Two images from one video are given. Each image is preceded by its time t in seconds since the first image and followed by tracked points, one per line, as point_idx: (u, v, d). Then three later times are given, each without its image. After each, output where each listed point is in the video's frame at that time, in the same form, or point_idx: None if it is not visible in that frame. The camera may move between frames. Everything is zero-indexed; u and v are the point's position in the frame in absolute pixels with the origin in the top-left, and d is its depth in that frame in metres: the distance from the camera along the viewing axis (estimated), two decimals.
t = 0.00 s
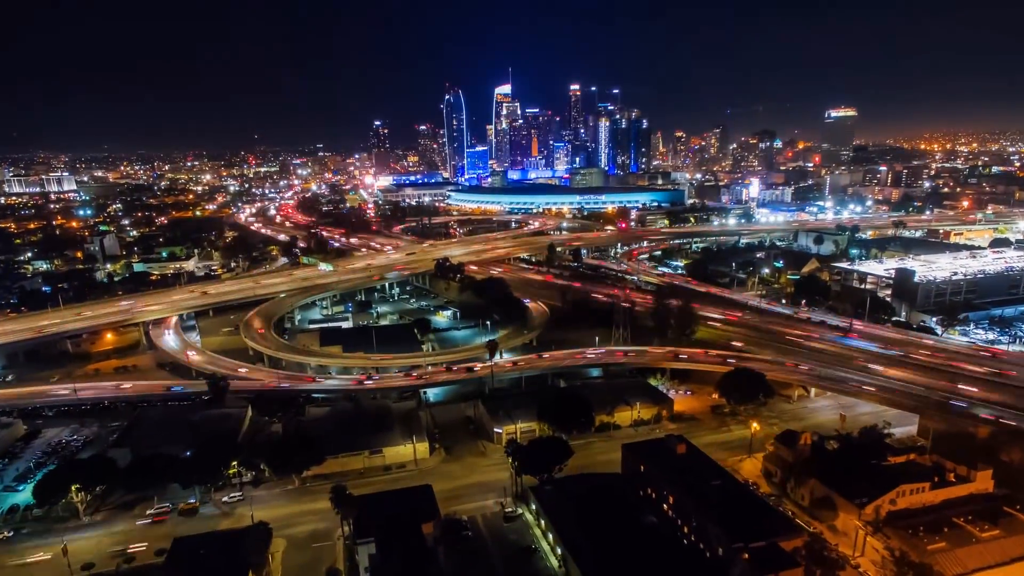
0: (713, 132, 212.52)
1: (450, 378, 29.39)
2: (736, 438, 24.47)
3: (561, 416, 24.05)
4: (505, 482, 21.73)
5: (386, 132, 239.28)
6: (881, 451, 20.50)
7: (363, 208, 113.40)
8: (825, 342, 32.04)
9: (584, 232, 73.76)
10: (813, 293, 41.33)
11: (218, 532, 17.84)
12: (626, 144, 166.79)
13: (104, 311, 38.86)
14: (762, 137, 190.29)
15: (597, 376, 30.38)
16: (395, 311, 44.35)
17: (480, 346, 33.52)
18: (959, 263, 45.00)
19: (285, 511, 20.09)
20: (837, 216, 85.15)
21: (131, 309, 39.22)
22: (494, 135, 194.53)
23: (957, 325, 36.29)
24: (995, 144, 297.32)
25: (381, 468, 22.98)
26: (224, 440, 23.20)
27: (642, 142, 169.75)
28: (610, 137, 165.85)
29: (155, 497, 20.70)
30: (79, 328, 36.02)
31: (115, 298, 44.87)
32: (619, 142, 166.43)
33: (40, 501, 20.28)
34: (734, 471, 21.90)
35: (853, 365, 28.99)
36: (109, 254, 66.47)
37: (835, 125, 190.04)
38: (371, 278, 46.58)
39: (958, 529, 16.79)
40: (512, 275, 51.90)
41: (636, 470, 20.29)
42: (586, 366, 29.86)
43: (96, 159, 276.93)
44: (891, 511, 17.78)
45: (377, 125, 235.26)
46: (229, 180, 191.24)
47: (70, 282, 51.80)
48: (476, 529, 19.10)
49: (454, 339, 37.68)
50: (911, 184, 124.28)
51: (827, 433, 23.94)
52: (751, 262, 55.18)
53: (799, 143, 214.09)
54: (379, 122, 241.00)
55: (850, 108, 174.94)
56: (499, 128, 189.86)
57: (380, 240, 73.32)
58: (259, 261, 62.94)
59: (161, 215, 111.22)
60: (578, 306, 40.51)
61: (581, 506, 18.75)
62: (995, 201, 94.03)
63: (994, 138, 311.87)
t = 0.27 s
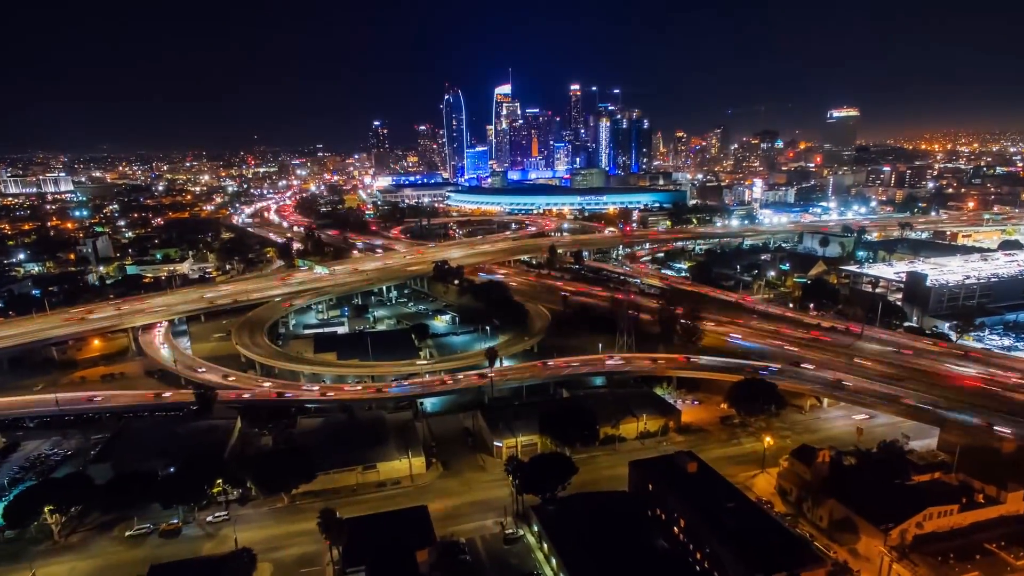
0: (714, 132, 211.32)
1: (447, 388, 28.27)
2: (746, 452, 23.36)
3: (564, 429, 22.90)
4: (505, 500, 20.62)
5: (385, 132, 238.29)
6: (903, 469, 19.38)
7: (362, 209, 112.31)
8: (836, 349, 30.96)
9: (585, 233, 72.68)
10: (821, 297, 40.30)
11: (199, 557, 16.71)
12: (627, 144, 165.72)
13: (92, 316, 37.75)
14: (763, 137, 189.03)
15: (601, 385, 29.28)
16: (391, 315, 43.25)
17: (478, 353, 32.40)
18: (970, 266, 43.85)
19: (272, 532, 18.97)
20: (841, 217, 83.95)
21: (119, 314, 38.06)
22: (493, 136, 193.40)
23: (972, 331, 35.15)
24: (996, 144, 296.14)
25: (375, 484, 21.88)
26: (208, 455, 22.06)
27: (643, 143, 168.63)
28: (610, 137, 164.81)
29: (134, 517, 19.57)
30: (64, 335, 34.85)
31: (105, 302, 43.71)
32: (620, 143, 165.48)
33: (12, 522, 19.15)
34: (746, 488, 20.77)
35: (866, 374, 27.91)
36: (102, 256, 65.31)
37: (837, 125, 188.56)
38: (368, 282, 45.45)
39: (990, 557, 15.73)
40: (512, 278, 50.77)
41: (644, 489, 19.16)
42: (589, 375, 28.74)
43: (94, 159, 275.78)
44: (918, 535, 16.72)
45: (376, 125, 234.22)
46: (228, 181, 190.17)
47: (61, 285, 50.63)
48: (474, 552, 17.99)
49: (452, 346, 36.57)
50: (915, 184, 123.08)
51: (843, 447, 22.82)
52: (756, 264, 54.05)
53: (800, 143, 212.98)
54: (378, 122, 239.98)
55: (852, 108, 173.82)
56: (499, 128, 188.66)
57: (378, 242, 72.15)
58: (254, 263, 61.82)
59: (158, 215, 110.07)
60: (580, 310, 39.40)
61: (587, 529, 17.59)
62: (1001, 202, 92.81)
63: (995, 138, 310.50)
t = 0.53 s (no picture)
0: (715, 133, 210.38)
1: (446, 396, 27.31)
2: (758, 464, 22.40)
3: (568, 442, 21.93)
4: (505, 517, 19.66)
5: (385, 133, 237.51)
6: (926, 486, 18.41)
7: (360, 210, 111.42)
8: (846, 356, 30.03)
9: (586, 235, 71.83)
10: (829, 300, 39.29)
11: None
12: (628, 145, 165.04)
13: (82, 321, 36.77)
14: (764, 137, 188.24)
15: (604, 393, 28.34)
16: (389, 319, 42.29)
17: (478, 359, 31.41)
18: (981, 268, 42.82)
19: (261, 553, 18.00)
20: (845, 218, 82.89)
21: (108, 319, 37.01)
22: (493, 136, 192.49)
23: (986, 336, 34.13)
24: (997, 144, 295.62)
25: (369, 500, 20.95)
26: (194, 469, 21.06)
27: (644, 143, 167.77)
28: (611, 137, 163.84)
29: (115, 537, 18.58)
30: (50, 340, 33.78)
31: (95, 306, 42.66)
32: (621, 143, 164.90)
33: None
34: (758, 505, 19.80)
35: (878, 382, 27.04)
36: (96, 258, 64.31)
37: (839, 125, 187.47)
38: (365, 285, 44.50)
39: None
40: (513, 281, 49.84)
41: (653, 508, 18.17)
42: (592, 383, 27.79)
43: (93, 160, 274.99)
44: (944, 559, 15.81)
45: (375, 126, 233.44)
46: (226, 181, 189.06)
47: (52, 288, 49.61)
48: (473, 575, 17.01)
49: (451, 351, 35.58)
50: (918, 185, 122.18)
51: (859, 462, 21.83)
52: (761, 266, 53.06)
53: (801, 143, 212.18)
54: (378, 122, 239.18)
55: (854, 108, 172.97)
56: (499, 129, 187.71)
57: (377, 244, 71.29)
58: (250, 265, 60.87)
59: (154, 216, 109.11)
60: (583, 315, 38.44)
61: (594, 550, 16.62)
62: (1007, 203, 91.82)
63: (996, 138, 309.52)
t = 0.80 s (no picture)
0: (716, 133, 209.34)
1: (443, 407, 26.16)
2: (771, 481, 21.27)
3: (571, 457, 20.79)
4: (505, 540, 18.57)
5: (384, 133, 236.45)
6: (953, 508, 17.25)
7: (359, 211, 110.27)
8: (860, 364, 28.92)
9: (587, 237, 70.68)
10: (838, 304, 38.16)
11: None
12: (629, 146, 164.27)
13: (68, 327, 35.58)
14: (766, 137, 187.20)
15: (609, 403, 27.20)
16: (386, 324, 41.11)
17: (476, 368, 30.22)
18: (994, 271, 41.57)
19: None
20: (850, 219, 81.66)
21: (95, 325, 35.79)
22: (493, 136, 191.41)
23: (1003, 342, 32.94)
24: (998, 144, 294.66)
25: (362, 520, 19.86)
26: (177, 489, 19.94)
27: (645, 143, 166.71)
28: (612, 137, 162.76)
29: (88, 563, 17.45)
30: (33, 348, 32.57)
31: (83, 311, 41.43)
32: (622, 143, 164.08)
33: None
34: (773, 526, 18.66)
35: (895, 392, 25.93)
36: (89, 261, 63.06)
37: (841, 125, 186.39)
38: (362, 288, 43.31)
39: None
40: (513, 284, 48.68)
41: (662, 531, 17.02)
42: (595, 393, 26.65)
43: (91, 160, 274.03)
44: None
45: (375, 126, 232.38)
46: (225, 182, 187.78)
47: (41, 293, 48.36)
48: None
49: (450, 358, 34.39)
50: (921, 185, 121.15)
51: (879, 479, 20.69)
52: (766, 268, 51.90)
53: (802, 143, 211.28)
54: (378, 123, 238.11)
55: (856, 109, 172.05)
56: (499, 129, 186.43)
57: (375, 246, 70.10)
58: (245, 268, 59.68)
59: (151, 217, 108.03)
60: (585, 320, 37.25)
61: None
62: (1013, 204, 90.75)
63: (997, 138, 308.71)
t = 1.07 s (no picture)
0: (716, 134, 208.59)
1: (441, 418, 25.19)
2: (785, 497, 20.28)
3: (576, 473, 19.79)
4: (506, 562, 17.56)
5: (383, 133, 235.75)
6: (982, 530, 16.23)
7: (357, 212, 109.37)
8: (872, 372, 28.01)
9: (588, 238, 69.74)
10: (846, 308, 37.26)
11: None
12: (630, 146, 163.65)
13: (55, 332, 34.59)
14: (767, 138, 186.25)
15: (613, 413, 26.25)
16: (384, 329, 40.14)
17: (476, 375, 29.15)
18: (1005, 274, 40.62)
19: None
20: (854, 220, 80.66)
21: (83, 331, 34.77)
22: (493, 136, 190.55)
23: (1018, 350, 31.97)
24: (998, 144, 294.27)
25: (355, 540, 18.89)
26: (160, 508, 18.96)
27: (646, 144, 165.92)
28: (612, 137, 162.02)
29: None
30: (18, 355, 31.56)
31: (72, 316, 40.42)
32: (623, 144, 163.47)
33: None
34: (789, 546, 17.70)
35: (910, 401, 24.99)
36: (82, 263, 62.04)
37: (842, 125, 185.59)
38: (359, 292, 42.34)
39: None
40: (513, 287, 47.74)
41: (673, 555, 16.02)
42: (599, 402, 25.66)
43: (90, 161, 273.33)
44: None
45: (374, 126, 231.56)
46: (223, 183, 186.78)
47: (31, 296, 47.32)
48: None
49: (448, 365, 33.42)
50: (924, 185, 120.34)
51: (898, 496, 19.72)
52: (771, 270, 50.97)
53: (803, 143, 210.57)
54: (377, 123, 237.25)
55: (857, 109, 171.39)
56: (499, 129, 185.29)
57: (373, 248, 69.10)
58: (240, 270, 58.68)
59: (147, 218, 107.01)
60: (588, 326, 36.23)
61: None
62: (1018, 204, 89.88)
63: (998, 138, 308.05)
